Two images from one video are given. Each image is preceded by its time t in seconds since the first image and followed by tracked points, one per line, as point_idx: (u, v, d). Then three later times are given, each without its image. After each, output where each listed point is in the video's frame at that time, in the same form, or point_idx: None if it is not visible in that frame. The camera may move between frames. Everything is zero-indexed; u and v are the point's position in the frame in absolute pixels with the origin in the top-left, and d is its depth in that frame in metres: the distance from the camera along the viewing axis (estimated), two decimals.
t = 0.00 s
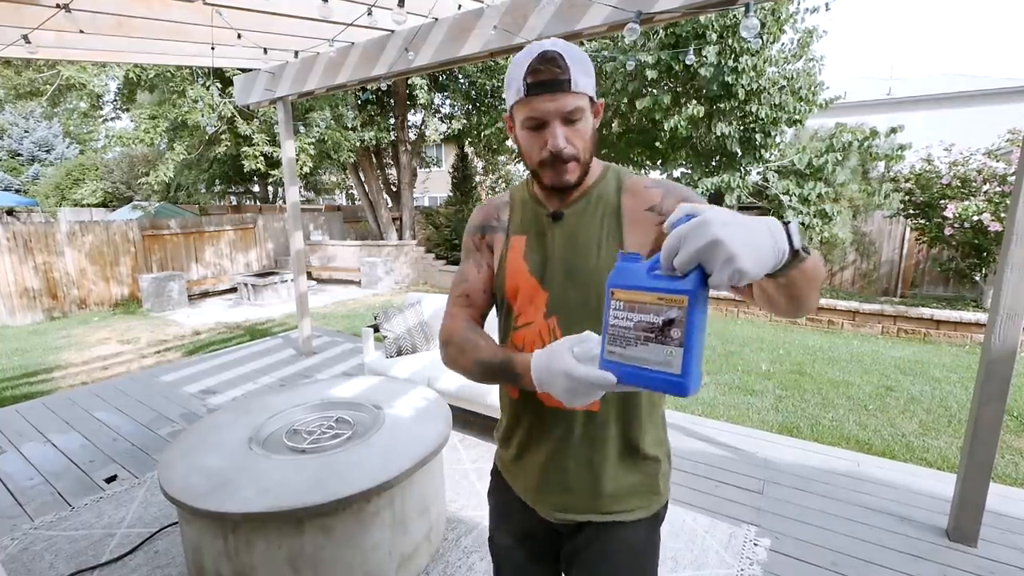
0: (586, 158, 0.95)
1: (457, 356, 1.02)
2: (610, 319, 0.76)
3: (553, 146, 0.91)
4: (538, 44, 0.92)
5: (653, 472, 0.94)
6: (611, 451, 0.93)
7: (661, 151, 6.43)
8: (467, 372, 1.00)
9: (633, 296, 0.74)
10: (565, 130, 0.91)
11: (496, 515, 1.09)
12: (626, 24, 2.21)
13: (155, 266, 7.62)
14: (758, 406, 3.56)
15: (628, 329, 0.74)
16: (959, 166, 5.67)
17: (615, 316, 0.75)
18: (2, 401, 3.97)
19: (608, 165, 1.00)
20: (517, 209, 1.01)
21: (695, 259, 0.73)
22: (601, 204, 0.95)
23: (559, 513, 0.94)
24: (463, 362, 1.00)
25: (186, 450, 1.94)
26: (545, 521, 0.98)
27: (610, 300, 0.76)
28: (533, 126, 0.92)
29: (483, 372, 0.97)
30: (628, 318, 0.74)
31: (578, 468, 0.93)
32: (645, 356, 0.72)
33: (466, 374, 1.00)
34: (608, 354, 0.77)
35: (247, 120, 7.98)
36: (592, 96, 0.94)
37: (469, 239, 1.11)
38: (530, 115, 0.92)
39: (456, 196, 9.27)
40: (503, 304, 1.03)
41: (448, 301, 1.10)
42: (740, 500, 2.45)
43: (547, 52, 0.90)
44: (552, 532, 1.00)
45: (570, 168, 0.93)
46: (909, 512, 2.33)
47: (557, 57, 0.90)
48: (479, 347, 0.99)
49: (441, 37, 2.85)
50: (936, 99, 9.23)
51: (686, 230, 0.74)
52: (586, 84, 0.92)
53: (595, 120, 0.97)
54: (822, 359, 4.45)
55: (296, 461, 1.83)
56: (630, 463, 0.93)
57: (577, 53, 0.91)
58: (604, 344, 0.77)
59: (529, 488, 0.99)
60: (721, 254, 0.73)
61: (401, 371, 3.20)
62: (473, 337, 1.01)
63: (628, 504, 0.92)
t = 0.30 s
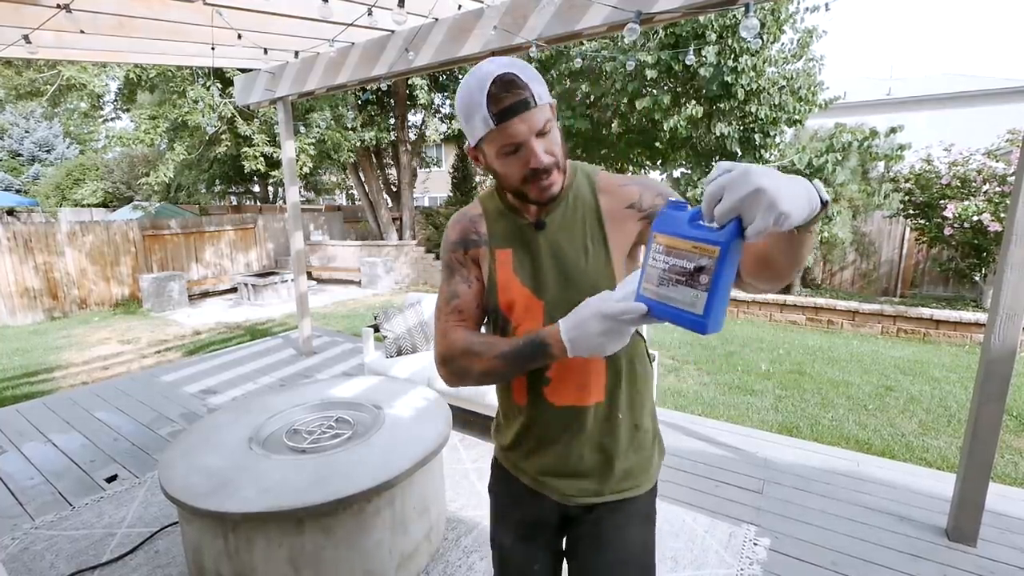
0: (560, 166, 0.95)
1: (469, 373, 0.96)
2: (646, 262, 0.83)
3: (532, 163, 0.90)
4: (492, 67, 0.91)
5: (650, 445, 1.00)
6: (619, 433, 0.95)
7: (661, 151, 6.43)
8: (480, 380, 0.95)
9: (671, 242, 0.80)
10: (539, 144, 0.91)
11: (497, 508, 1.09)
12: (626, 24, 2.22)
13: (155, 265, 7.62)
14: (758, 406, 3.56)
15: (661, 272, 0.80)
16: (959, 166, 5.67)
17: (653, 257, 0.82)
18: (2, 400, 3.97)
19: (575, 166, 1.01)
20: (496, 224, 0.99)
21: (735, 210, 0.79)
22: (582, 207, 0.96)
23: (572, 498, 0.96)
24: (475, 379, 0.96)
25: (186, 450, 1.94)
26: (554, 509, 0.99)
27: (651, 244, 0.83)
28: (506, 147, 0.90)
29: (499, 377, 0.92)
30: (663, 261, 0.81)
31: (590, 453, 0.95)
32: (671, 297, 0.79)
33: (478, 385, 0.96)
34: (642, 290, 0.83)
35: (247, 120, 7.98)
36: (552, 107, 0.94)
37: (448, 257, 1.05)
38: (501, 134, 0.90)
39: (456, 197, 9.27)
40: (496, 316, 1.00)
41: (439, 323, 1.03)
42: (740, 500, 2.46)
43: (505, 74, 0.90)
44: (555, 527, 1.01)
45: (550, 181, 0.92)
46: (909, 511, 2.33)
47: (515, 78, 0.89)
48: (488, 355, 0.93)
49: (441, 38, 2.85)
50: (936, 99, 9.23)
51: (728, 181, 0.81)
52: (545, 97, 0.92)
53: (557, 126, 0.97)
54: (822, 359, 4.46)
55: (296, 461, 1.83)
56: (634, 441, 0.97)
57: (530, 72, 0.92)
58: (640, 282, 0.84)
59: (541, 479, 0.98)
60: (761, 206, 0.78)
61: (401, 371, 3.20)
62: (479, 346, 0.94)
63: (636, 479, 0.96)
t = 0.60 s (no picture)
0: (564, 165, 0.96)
1: (474, 368, 0.94)
2: (648, 234, 0.87)
3: (542, 159, 0.91)
4: (503, 65, 0.91)
5: (648, 440, 1.01)
6: (619, 427, 0.96)
7: (661, 151, 6.44)
8: (486, 375, 0.93)
9: (671, 212, 0.84)
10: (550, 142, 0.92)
11: (496, 506, 1.09)
12: (626, 24, 2.22)
13: (155, 265, 7.63)
14: (757, 406, 3.56)
15: (663, 240, 0.84)
16: (958, 166, 5.68)
17: (654, 228, 0.86)
18: (3, 400, 3.98)
19: (573, 167, 1.03)
20: (499, 221, 0.98)
21: (729, 175, 0.83)
22: (582, 206, 0.97)
23: (574, 493, 0.96)
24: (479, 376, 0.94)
25: (186, 450, 1.94)
26: (554, 505, 0.99)
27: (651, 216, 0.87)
28: (518, 143, 0.90)
29: (506, 368, 0.91)
30: (664, 231, 0.84)
31: (591, 447, 0.95)
32: (671, 263, 0.82)
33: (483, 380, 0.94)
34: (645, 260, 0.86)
35: (247, 120, 7.99)
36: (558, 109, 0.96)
37: (447, 256, 1.02)
38: (513, 128, 0.89)
39: (456, 197, 9.29)
40: (495, 315, 0.99)
41: (438, 323, 1.00)
42: (739, 500, 2.46)
43: (518, 72, 0.91)
44: (554, 523, 1.02)
45: (557, 179, 0.93)
46: (908, 511, 2.34)
47: (529, 77, 0.91)
48: (494, 345, 0.91)
49: (442, 38, 2.86)
50: (935, 99, 9.25)
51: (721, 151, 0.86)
52: (553, 97, 0.94)
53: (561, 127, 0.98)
54: (822, 359, 4.46)
55: (296, 461, 1.83)
56: (633, 435, 0.98)
57: (539, 73, 0.93)
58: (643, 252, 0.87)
59: (541, 475, 0.98)
60: (753, 168, 0.82)
61: (401, 371, 3.21)
62: (483, 338, 0.92)
63: (635, 473, 0.97)
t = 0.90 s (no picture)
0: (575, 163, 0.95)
1: (472, 355, 0.93)
2: (648, 223, 0.86)
3: (553, 153, 0.90)
4: (522, 58, 0.91)
5: (649, 444, 0.99)
6: (618, 433, 0.94)
7: (661, 151, 6.43)
8: (484, 364, 0.92)
9: (671, 202, 0.84)
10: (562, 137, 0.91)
11: (496, 508, 1.08)
12: (626, 23, 2.21)
13: (154, 265, 7.61)
14: (758, 406, 3.55)
15: (661, 230, 0.83)
16: (959, 166, 5.67)
17: (655, 217, 0.85)
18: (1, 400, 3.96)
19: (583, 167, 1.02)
20: (504, 214, 0.97)
21: (729, 165, 0.82)
22: (588, 206, 0.97)
23: (572, 496, 0.95)
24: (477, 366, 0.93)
25: (185, 450, 1.93)
26: (552, 508, 0.98)
27: (654, 205, 0.86)
28: (531, 135, 0.89)
29: (503, 356, 0.90)
30: (663, 220, 0.84)
31: (588, 450, 0.94)
32: (668, 253, 0.81)
33: (480, 369, 0.93)
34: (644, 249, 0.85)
35: (246, 120, 7.97)
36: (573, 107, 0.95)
37: (452, 246, 1.02)
38: (526, 119, 0.89)
39: (456, 196, 9.28)
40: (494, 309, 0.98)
41: (438, 312, 0.99)
42: (740, 500, 2.45)
43: (536, 65, 0.90)
44: (554, 525, 1.01)
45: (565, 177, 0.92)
46: (909, 511, 2.33)
47: (548, 71, 0.90)
48: (493, 333, 0.90)
49: (441, 37, 2.85)
50: (936, 99, 9.24)
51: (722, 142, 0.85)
52: (569, 94, 0.93)
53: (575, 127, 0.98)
54: (823, 359, 4.45)
55: (296, 461, 1.82)
56: (632, 440, 0.96)
57: (558, 70, 0.93)
58: (643, 241, 0.86)
59: (538, 479, 0.97)
60: (754, 160, 0.80)
61: (401, 371, 3.21)
62: (482, 325, 0.91)
63: (634, 478, 0.95)
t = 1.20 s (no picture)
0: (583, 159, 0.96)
1: (472, 348, 0.94)
2: (651, 224, 0.87)
3: (561, 147, 0.91)
4: (539, 52, 0.93)
5: (648, 450, 1.00)
6: (617, 438, 0.95)
7: (661, 151, 6.45)
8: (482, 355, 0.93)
9: (675, 203, 0.84)
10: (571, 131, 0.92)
11: (496, 507, 1.09)
12: (626, 24, 2.22)
13: (155, 265, 7.63)
14: (757, 406, 3.56)
15: (662, 230, 0.84)
16: (958, 166, 5.69)
17: (658, 218, 0.86)
18: (3, 400, 3.98)
19: (594, 168, 1.04)
20: (512, 210, 0.99)
21: (730, 166, 0.83)
22: (596, 207, 0.98)
23: (570, 499, 0.96)
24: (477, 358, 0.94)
25: (186, 450, 1.94)
26: (547, 509, 0.99)
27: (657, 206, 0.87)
28: (541, 127, 0.91)
29: (503, 350, 0.92)
30: (664, 221, 0.85)
31: (586, 453, 0.95)
32: (669, 253, 0.82)
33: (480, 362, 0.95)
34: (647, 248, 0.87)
35: (247, 120, 7.99)
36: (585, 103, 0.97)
37: (460, 240, 1.04)
38: (536, 110, 0.90)
39: (456, 196, 9.31)
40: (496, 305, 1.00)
41: (442, 304, 1.01)
42: (739, 500, 2.46)
43: (551, 57, 0.92)
44: (552, 526, 1.02)
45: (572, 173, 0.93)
46: (908, 511, 2.34)
47: (563, 65, 0.91)
48: (494, 326, 0.92)
49: (442, 38, 2.86)
50: (935, 99, 9.25)
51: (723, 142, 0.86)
52: (582, 88, 0.94)
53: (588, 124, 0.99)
54: (822, 359, 4.46)
55: (297, 461, 1.83)
56: (632, 445, 0.97)
57: (572, 64, 0.94)
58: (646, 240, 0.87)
59: (536, 479, 0.99)
60: (753, 161, 0.81)
61: (401, 371, 3.22)
62: (483, 318, 0.93)
63: (633, 484, 0.96)
